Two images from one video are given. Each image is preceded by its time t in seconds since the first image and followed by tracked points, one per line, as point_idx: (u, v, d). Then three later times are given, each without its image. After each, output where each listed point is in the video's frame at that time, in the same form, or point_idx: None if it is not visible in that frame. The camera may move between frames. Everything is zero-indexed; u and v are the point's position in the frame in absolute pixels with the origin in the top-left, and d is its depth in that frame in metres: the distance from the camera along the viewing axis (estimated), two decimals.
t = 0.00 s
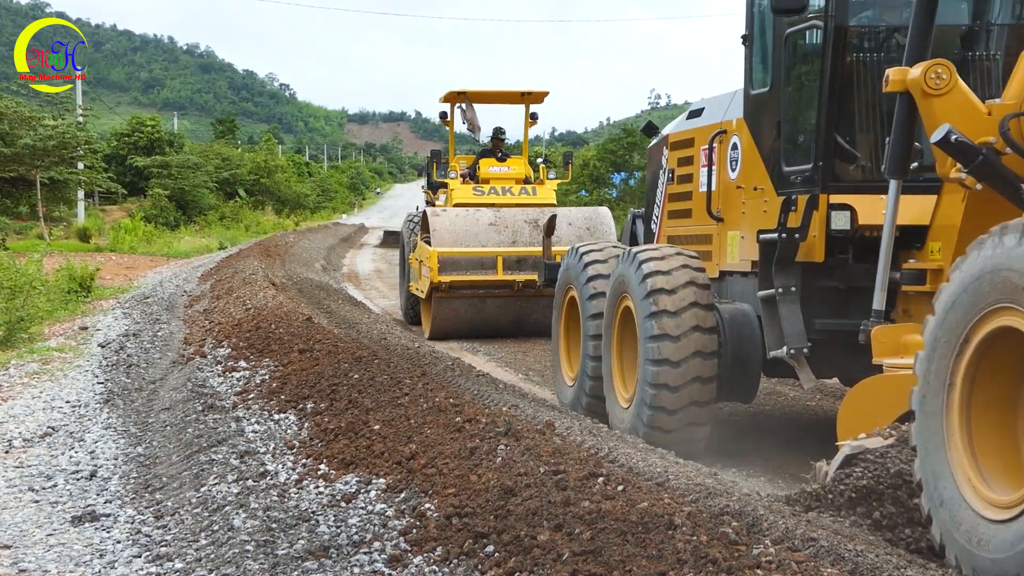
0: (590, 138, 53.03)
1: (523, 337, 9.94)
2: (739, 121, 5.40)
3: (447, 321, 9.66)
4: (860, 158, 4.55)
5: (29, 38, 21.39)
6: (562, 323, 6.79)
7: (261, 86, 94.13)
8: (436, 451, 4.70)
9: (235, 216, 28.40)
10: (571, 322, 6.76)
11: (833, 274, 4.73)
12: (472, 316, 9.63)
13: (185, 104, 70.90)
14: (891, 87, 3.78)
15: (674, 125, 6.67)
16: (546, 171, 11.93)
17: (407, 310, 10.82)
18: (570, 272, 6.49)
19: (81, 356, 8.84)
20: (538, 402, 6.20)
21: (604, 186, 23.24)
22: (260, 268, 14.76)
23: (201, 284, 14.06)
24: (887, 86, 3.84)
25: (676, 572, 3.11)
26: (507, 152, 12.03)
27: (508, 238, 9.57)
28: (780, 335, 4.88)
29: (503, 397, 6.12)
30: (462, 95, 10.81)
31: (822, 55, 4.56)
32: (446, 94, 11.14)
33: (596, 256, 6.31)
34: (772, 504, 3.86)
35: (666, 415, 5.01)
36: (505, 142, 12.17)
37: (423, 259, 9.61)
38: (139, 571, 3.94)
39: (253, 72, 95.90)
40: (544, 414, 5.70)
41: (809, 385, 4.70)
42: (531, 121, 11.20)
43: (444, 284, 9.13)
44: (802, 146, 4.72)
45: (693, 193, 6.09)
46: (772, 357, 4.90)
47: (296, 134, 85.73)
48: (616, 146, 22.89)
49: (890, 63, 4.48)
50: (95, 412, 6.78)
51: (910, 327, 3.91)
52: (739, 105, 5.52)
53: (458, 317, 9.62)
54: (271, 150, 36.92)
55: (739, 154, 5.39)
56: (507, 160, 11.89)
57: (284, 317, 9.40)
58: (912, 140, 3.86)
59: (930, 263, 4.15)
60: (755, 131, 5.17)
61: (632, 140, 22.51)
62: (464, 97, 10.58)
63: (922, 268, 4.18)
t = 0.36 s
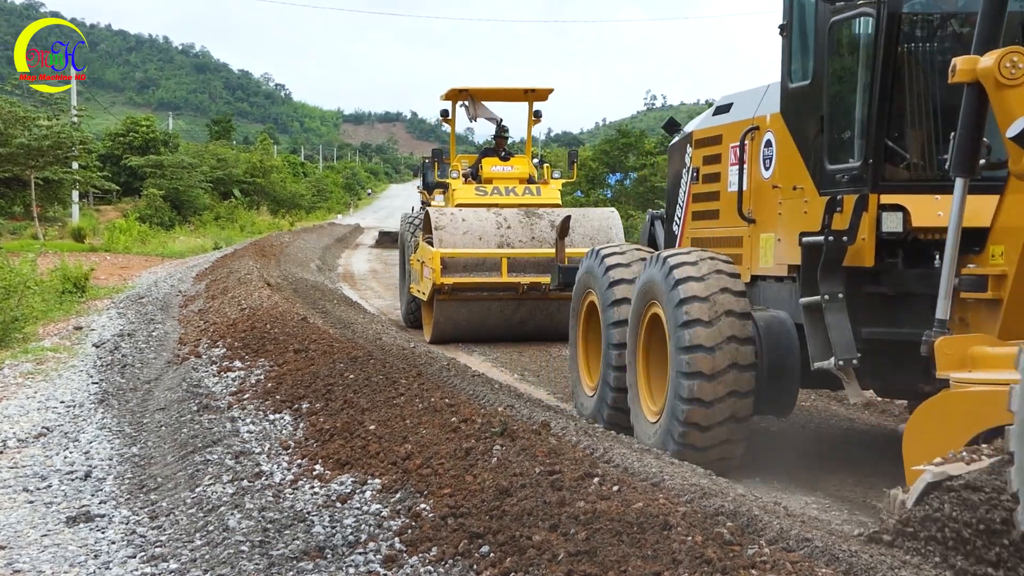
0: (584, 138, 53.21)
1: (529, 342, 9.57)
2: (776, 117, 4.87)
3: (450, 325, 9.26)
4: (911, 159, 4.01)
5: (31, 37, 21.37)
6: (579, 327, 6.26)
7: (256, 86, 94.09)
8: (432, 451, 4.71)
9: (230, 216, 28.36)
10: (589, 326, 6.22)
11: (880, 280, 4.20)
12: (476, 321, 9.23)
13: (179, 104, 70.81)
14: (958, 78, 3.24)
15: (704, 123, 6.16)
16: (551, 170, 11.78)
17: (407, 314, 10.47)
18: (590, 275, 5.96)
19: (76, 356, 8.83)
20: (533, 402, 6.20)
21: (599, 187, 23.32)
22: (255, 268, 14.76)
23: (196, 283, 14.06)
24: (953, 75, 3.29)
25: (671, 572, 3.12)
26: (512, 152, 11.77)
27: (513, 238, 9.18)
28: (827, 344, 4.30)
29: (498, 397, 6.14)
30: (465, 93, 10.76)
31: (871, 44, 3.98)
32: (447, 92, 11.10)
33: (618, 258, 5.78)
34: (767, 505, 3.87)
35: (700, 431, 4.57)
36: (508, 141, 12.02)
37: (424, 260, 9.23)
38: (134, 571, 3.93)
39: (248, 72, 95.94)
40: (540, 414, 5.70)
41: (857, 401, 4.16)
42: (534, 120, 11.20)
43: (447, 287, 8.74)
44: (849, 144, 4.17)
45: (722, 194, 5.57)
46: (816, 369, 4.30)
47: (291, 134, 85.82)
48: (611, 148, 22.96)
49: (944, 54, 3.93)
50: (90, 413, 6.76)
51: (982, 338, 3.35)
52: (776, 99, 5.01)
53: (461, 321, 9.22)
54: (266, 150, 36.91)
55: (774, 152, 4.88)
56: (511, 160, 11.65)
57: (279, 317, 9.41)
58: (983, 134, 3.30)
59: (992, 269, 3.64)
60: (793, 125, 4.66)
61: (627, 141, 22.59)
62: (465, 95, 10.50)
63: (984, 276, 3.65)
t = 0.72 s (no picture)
0: (580, 139, 53.45)
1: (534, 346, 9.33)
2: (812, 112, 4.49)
3: (453, 329, 9.04)
4: (970, 156, 3.65)
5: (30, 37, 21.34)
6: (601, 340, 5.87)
7: (251, 87, 94.11)
8: (428, 451, 4.71)
9: (225, 216, 28.33)
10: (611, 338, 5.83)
11: (934, 287, 3.86)
12: (480, 324, 9.03)
13: (174, 105, 70.72)
14: None
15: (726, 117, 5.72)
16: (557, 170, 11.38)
17: (408, 315, 10.27)
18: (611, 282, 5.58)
19: (71, 356, 8.83)
20: (529, 402, 6.19)
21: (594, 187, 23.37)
22: (251, 268, 14.77)
23: (191, 284, 14.07)
24: None
25: (667, 572, 3.12)
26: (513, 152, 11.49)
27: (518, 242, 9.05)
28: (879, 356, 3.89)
29: (494, 397, 6.15)
30: (464, 89, 10.70)
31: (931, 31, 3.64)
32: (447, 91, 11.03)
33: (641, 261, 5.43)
34: (761, 505, 3.88)
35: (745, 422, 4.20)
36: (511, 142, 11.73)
37: (427, 263, 9.06)
38: (130, 573, 3.92)
39: (243, 73, 95.98)
40: (536, 415, 5.70)
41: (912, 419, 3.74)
42: (534, 117, 11.22)
43: (451, 290, 8.59)
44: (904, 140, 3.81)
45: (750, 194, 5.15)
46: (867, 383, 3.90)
47: (286, 134, 85.87)
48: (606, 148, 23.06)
49: (1004, 42, 3.58)
50: (84, 414, 6.75)
51: None
52: (814, 90, 4.60)
53: (464, 325, 9.00)
54: (261, 150, 36.90)
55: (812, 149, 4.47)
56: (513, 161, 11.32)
57: (274, 318, 9.42)
58: None
59: None
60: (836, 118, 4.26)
61: (622, 141, 22.65)
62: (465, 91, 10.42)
63: None
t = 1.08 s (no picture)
0: (574, 139, 53.63)
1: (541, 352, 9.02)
2: (862, 105, 4.25)
3: (456, 335, 8.71)
4: None
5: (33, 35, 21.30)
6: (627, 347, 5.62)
7: (246, 87, 94.01)
8: (424, 452, 4.71)
9: (220, 217, 28.27)
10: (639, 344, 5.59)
11: (1002, 294, 3.59)
12: (484, 330, 8.69)
13: (169, 105, 70.58)
14: None
15: (762, 110, 5.44)
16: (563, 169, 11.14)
17: (409, 320, 9.98)
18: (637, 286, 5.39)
19: (66, 357, 8.80)
20: (526, 403, 6.18)
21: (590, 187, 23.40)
22: (247, 269, 14.75)
23: (186, 285, 14.05)
24: None
25: (663, 572, 3.12)
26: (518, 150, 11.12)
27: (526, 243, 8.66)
28: (943, 367, 3.61)
29: (489, 398, 6.14)
30: (468, 87, 10.47)
31: (1002, 16, 3.40)
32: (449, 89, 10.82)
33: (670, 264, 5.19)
34: (758, 504, 3.88)
35: (795, 404, 3.89)
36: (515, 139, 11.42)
37: (429, 265, 8.77)
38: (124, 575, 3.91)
39: (237, 73, 95.92)
40: (532, 415, 5.69)
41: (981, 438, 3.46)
42: (540, 114, 11.07)
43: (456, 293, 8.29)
44: (970, 134, 3.56)
45: (790, 192, 4.90)
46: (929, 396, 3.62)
47: (281, 135, 85.86)
48: (601, 148, 23.12)
49: None
50: (79, 415, 6.72)
51: None
52: (863, 83, 4.35)
53: (467, 330, 8.67)
54: (256, 151, 36.87)
55: (861, 145, 4.23)
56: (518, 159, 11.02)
57: (269, 319, 9.40)
58: None
59: None
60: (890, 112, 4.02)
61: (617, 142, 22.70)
62: (469, 87, 10.17)
63: None
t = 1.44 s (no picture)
0: (570, 138, 53.78)
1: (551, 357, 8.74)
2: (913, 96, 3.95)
3: (463, 341, 8.47)
4: None
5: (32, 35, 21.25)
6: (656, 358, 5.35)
7: (241, 86, 93.90)
8: (420, 452, 4.71)
9: (216, 217, 28.26)
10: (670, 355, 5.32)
11: None
12: (491, 335, 8.45)
13: (164, 105, 70.51)
14: None
15: (800, 103, 5.09)
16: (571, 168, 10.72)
17: (410, 329, 9.92)
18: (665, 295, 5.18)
19: (61, 357, 8.78)
20: (522, 403, 6.17)
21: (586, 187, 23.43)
22: (243, 269, 14.75)
23: (182, 285, 14.03)
24: None
25: (658, 572, 3.12)
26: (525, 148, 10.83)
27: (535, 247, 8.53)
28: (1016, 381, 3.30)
29: (486, 398, 6.13)
30: (473, 83, 10.18)
31: None
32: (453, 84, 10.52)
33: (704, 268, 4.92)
34: (754, 504, 3.88)
35: (852, 379, 3.55)
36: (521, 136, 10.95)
37: (433, 268, 8.55)
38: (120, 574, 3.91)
39: (233, 73, 95.86)
40: (528, 415, 5.69)
41: None
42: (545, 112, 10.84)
43: (460, 296, 8.03)
44: None
45: (831, 189, 4.59)
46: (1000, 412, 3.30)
47: (276, 134, 85.80)
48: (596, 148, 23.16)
49: None
50: (75, 415, 6.71)
51: None
52: (915, 71, 4.02)
53: (474, 336, 8.44)
54: (251, 150, 36.85)
55: (914, 137, 3.91)
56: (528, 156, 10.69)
57: (265, 319, 9.40)
58: None
59: None
60: (950, 102, 3.70)
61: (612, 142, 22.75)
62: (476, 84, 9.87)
63: None
